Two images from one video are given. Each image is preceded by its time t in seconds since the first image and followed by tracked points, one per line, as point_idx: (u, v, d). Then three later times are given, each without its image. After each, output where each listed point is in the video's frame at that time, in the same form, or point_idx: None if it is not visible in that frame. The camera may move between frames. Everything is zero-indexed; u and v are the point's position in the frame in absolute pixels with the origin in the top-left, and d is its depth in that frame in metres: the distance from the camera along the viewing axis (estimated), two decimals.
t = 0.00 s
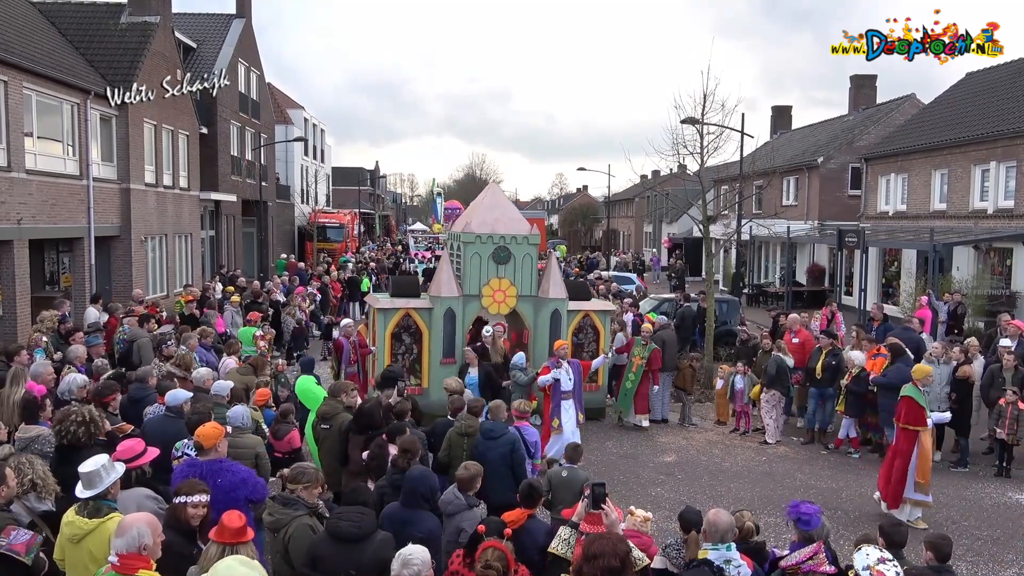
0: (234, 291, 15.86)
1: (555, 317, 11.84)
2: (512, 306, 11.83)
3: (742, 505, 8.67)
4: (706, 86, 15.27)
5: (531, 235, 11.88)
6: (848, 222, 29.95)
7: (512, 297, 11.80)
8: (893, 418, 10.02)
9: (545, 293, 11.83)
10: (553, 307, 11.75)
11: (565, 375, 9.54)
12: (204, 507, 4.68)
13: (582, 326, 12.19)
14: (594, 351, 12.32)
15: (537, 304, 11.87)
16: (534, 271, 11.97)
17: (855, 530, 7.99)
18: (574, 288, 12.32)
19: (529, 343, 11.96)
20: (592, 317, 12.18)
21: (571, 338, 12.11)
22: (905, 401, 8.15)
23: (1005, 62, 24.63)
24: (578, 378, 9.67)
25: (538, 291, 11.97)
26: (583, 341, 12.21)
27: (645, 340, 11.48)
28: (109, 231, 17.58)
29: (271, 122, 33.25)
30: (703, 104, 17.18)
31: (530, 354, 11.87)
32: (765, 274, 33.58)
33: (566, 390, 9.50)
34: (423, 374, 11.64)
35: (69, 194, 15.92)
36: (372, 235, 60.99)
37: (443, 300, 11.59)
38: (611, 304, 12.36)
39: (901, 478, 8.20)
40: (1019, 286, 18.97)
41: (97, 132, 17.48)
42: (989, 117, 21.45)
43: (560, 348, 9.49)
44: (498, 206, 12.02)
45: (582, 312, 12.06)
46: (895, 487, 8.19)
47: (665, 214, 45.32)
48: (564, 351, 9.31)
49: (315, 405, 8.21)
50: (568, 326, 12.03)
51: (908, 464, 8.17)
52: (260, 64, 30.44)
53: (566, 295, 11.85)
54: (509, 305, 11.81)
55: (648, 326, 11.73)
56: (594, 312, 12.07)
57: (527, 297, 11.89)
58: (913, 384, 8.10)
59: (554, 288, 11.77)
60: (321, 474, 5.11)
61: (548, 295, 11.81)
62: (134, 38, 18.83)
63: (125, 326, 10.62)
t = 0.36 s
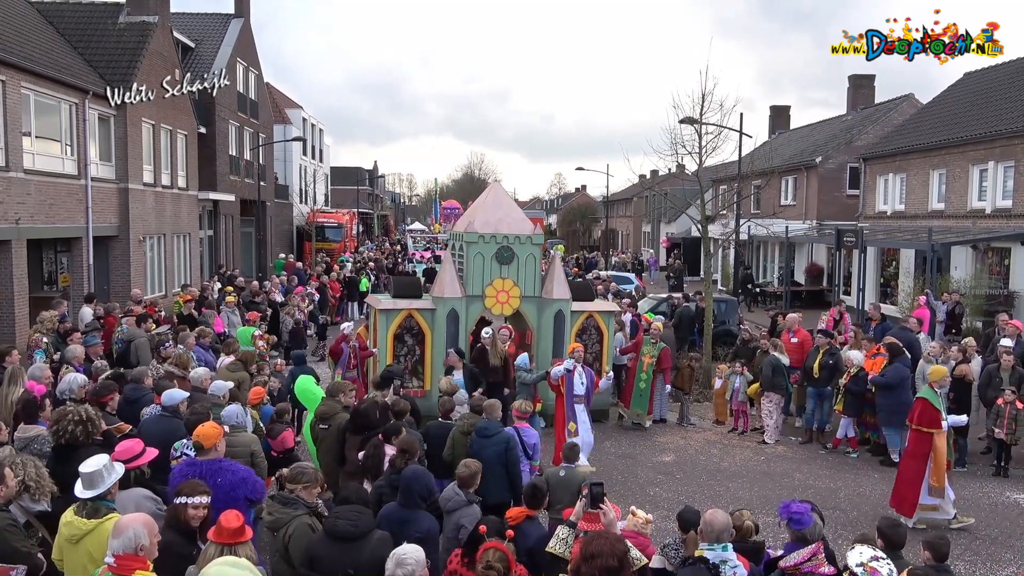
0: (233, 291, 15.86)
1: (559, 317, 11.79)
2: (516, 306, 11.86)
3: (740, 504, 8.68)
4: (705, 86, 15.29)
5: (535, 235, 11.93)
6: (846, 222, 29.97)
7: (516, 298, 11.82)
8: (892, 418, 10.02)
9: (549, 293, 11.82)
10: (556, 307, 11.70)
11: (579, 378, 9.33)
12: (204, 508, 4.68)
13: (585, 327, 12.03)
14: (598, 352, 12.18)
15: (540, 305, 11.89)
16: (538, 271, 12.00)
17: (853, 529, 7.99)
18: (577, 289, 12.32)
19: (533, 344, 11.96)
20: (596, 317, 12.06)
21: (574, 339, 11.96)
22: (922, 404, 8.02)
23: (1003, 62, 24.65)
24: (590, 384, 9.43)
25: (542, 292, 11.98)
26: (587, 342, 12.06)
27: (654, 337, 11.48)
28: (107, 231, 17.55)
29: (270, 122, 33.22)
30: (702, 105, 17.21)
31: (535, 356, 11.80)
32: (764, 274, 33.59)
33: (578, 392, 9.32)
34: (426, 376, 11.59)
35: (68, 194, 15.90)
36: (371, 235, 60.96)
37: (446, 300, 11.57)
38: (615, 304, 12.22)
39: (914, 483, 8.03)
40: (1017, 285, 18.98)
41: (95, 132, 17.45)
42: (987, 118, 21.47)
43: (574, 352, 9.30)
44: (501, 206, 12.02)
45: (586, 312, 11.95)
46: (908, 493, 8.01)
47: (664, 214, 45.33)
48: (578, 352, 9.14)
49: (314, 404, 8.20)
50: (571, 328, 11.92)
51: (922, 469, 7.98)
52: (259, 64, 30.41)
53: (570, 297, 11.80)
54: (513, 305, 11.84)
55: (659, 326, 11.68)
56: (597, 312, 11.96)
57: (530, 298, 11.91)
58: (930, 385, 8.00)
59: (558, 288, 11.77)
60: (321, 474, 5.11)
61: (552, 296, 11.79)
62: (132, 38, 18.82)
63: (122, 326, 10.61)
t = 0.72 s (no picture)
0: (227, 291, 15.81)
1: (559, 317, 11.64)
2: (516, 307, 11.67)
3: (735, 503, 8.67)
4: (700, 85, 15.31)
5: (536, 234, 11.73)
6: (840, 222, 30.03)
7: (516, 299, 11.64)
8: (885, 417, 10.07)
9: (550, 293, 11.63)
10: (558, 307, 11.56)
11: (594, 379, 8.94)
12: (201, 508, 4.67)
13: (586, 327, 12.08)
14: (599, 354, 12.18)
15: (541, 305, 11.72)
16: (540, 271, 11.82)
17: (848, 528, 8.01)
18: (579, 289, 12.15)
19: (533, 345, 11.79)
20: (596, 317, 12.07)
21: (575, 339, 11.97)
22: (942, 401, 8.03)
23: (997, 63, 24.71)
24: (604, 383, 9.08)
25: (542, 292, 11.80)
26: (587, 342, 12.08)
27: (660, 340, 11.30)
28: (101, 230, 17.49)
29: (263, 121, 33.14)
30: (697, 104, 17.21)
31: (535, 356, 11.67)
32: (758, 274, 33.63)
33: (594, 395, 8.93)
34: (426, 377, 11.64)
35: (61, 193, 15.83)
36: (365, 235, 60.87)
37: (446, 301, 11.45)
38: (616, 304, 12.22)
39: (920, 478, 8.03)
40: (1011, 285, 19.04)
41: (89, 131, 17.38)
42: (981, 117, 21.53)
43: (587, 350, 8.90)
44: (502, 205, 11.81)
45: (587, 312, 11.95)
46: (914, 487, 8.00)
47: (659, 213, 45.36)
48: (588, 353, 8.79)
49: (308, 402, 8.19)
50: (573, 327, 11.87)
51: (931, 464, 7.96)
52: (253, 63, 30.33)
53: (571, 297, 11.66)
54: (513, 306, 11.66)
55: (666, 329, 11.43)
56: (599, 312, 11.96)
57: (531, 298, 11.73)
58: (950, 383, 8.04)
59: (559, 288, 11.58)
60: (315, 473, 5.14)
61: (553, 296, 11.62)
62: (126, 37, 18.74)
63: (115, 325, 10.56)
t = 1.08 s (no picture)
0: (225, 291, 15.80)
1: (564, 318, 11.50)
2: (521, 308, 11.55)
3: (733, 503, 8.69)
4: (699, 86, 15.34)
5: (540, 235, 11.61)
6: (838, 222, 30.07)
7: (520, 300, 11.52)
8: (882, 417, 10.12)
9: (554, 294, 11.47)
10: (563, 309, 11.41)
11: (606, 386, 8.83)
12: (201, 509, 4.68)
13: (590, 327, 11.80)
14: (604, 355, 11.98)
15: (546, 306, 11.52)
16: (544, 271, 11.68)
17: (845, 527, 8.04)
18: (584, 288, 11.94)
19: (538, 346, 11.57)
20: (601, 318, 11.83)
21: (580, 341, 11.74)
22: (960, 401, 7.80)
23: (994, 63, 24.76)
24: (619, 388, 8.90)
25: (547, 293, 11.65)
26: (592, 343, 11.83)
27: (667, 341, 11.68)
28: (99, 230, 17.48)
29: (262, 122, 33.12)
30: (695, 104, 17.24)
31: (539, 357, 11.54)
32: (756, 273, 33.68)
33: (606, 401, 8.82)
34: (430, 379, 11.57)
35: (59, 194, 15.83)
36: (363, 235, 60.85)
37: (450, 302, 11.38)
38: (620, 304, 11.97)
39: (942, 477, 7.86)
40: (1008, 285, 19.08)
41: (87, 131, 17.38)
42: (978, 117, 21.57)
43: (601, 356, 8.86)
44: (505, 205, 11.74)
45: (592, 313, 11.70)
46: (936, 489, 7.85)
47: (657, 214, 45.40)
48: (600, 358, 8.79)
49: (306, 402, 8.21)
50: (578, 329, 11.65)
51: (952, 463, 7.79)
52: (251, 63, 30.32)
53: (575, 298, 11.54)
54: (518, 307, 11.54)
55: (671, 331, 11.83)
56: (603, 313, 11.73)
57: (536, 299, 11.58)
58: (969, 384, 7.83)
59: (564, 290, 11.45)
60: (310, 472, 5.10)
61: (557, 297, 11.46)
62: (123, 37, 18.74)
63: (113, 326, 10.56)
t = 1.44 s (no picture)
0: (220, 290, 15.76)
1: (566, 319, 11.47)
2: (522, 308, 11.51)
3: (728, 501, 8.71)
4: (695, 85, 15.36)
5: (542, 235, 11.56)
6: (834, 221, 30.13)
7: (522, 300, 11.47)
8: (878, 416, 10.13)
9: (556, 295, 11.42)
10: (564, 309, 11.37)
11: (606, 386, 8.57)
12: (197, 509, 4.66)
13: (592, 328, 11.81)
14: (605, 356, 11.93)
15: (547, 307, 11.49)
16: (546, 271, 11.63)
17: (840, 526, 8.06)
18: (586, 289, 11.89)
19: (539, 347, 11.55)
20: (603, 319, 11.82)
21: (581, 342, 11.71)
22: (976, 405, 7.76)
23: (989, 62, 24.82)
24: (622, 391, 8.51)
25: (548, 293, 11.59)
26: (594, 345, 11.81)
27: (668, 342, 11.56)
28: (94, 229, 17.44)
29: (257, 121, 33.03)
30: (691, 103, 17.26)
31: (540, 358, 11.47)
32: (752, 273, 33.75)
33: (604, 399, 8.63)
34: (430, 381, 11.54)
35: (53, 192, 15.78)
36: (359, 234, 60.79)
37: (451, 303, 11.35)
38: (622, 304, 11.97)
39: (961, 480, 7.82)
40: (1002, 284, 19.14)
41: (82, 130, 17.32)
42: (973, 117, 21.63)
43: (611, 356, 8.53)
44: (506, 204, 11.68)
45: (593, 314, 11.70)
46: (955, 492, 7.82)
47: (652, 213, 45.43)
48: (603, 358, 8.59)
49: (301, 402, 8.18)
50: (579, 330, 11.62)
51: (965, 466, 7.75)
52: (246, 62, 30.25)
53: (577, 298, 11.47)
54: (519, 307, 11.49)
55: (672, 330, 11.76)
56: (605, 314, 11.72)
57: (537, 299, 11.53)
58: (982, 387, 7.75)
59: (566, 290, 11.36)
60: (303, 473, 5.10)
61: (559, 297, 11.41)
62: (118, 36, 18.68)
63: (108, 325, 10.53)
